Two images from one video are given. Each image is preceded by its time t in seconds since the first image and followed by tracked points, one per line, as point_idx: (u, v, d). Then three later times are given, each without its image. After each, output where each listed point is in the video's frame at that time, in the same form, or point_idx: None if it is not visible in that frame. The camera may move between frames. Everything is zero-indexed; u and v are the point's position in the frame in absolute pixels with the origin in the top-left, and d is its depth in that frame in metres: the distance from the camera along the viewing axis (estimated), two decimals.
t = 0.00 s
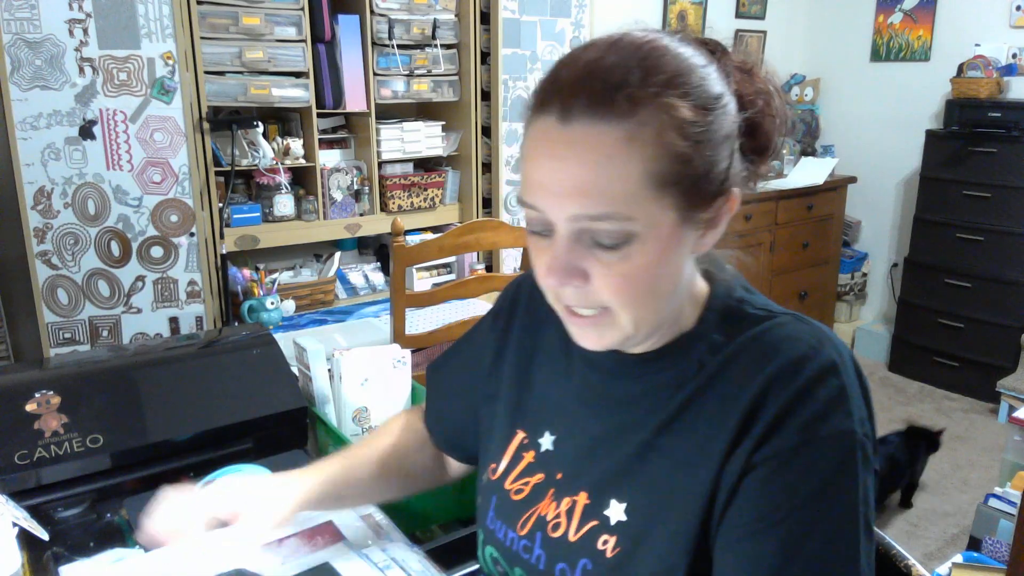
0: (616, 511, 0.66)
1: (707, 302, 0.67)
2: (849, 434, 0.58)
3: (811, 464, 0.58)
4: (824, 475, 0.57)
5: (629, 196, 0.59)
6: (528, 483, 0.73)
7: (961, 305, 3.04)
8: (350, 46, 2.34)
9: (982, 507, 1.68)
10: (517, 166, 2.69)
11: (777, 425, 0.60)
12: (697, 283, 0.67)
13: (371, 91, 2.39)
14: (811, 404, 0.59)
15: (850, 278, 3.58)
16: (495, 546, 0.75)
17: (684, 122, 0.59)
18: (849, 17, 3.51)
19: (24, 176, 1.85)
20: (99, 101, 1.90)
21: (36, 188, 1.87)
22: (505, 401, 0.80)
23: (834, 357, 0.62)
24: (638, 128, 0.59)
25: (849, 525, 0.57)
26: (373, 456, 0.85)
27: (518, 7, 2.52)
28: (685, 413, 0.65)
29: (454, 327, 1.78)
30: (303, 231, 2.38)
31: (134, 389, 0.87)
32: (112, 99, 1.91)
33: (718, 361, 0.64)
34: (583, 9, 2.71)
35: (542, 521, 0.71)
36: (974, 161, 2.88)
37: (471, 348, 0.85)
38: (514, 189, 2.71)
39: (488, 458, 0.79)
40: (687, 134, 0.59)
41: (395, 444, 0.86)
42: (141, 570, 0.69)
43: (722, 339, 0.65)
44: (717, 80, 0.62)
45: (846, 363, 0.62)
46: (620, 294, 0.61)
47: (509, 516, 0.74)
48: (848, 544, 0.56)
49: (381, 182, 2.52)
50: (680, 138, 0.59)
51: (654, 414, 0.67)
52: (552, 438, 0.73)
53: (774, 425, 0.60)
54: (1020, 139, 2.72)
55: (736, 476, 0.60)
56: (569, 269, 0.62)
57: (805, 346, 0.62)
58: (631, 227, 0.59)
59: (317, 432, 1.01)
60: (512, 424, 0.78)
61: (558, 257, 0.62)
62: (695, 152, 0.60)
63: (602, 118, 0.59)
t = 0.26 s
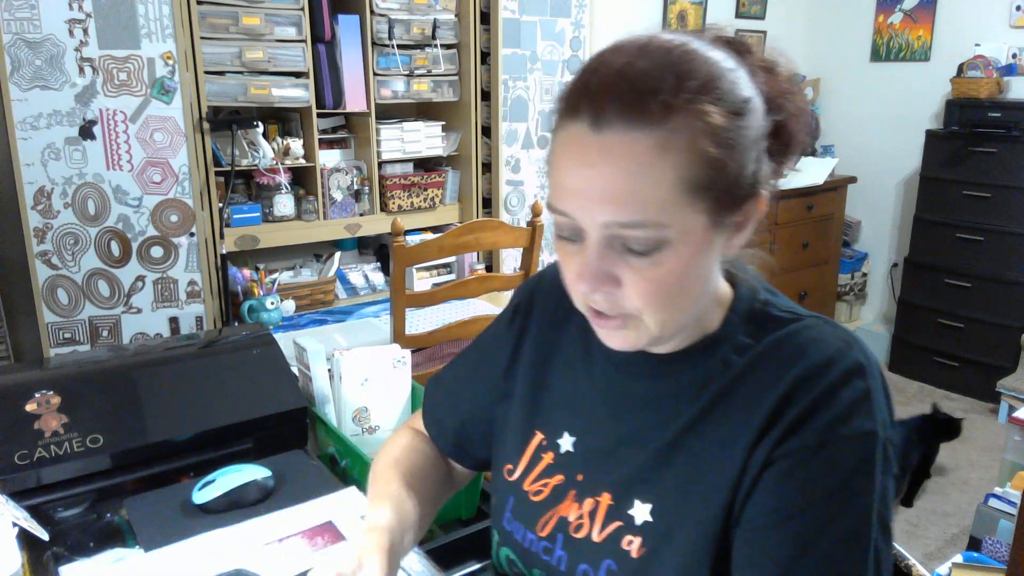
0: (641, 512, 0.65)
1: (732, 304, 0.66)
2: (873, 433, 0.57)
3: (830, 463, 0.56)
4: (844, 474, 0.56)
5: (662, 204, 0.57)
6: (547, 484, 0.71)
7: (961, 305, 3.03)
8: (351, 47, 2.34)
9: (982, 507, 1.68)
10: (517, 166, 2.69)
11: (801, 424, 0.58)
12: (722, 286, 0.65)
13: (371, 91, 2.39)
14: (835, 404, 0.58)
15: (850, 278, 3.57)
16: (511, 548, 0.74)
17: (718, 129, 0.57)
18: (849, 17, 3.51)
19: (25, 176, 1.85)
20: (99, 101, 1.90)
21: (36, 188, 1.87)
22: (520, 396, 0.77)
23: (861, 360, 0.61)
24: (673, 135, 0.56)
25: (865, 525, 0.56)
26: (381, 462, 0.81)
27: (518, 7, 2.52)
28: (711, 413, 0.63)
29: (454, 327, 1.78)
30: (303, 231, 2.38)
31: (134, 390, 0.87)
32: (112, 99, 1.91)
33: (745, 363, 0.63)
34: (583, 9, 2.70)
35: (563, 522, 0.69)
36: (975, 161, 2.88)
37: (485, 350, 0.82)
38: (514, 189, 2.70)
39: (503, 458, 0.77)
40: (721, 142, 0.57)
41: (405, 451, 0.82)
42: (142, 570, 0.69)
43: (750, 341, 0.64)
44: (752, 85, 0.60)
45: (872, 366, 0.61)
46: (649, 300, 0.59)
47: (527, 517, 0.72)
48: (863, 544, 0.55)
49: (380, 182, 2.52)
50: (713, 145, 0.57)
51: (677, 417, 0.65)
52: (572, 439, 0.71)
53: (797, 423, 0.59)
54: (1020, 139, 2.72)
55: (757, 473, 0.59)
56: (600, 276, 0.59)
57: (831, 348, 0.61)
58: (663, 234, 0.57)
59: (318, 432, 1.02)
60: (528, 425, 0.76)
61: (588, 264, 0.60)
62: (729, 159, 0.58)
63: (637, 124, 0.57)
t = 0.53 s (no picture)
0: (654, 520, 0.64)
1: (750, 311, 0.65)
2: (889, 447, 0.55)
3: (846, 475, 0.55)
4: (862, 484, 0.54)
5: (696, 222, 0.56)
6: (557, 490, 0.71)
7: (962, 305, 3.03)
8: (351, 47, 2.34)
9: (982, 507, 1.68)
10: (517, 166, 2.68)
11: (820, 433, 0.57)
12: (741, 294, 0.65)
13: (371, 91, 2.39)
14: (854, 416, 0.57)
15: (850, 278, 3.57)
16: (518, 552, 0.73)
17: (750, 144, 0.56)
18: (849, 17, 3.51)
19: (25, 176, 1.85)
20: (99, 101, 1.90)
21: (36, 188, 1.87)
22: (530, 398, 0.77)
23: (882, 372, 0.60)
24: (709, 151, 0.56)
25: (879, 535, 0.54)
26: (388, 463, 0.81)
27: (518, 7, 2.52)
28: (728, 422, 0.62)
29: (454, 328, 1.78)
30: (303, 231, 2.38)
31: (134, 389, 0.87)
32: (112, 99, 1.91)
33: (764, 372, 0.62)
34: (583, 9, 2.70)
35: (574, 528, 0.69)
36: (975, 161, 2.88)
37: (494, 354, 0.81)
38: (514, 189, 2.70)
39: (511, 462, 0.76)
40: (753, 157, 0.57)
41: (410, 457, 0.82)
42: (141, 571, 0.69)
43: (768, 351, 0.63)
44: (782, 96, 0.59)
45: (895, 380, 0.60)
46: (676, 315, 0.58)
47: (537, 524, 0.71)
48: (875, 555, 0.54)
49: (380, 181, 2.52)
50: (745, 160, 0.56)
51: (693, 426, 0.64)
52: (583, 444, 0.71)
53: (815, 434, 0.57)
54: (1020, 139, 2.72)
55: (773, 480, 0.58)
56: (627, 289, 0.58)
57: (853, 360, 0.60)
58: (696, 250, 0.56)
59: (318, 432, 1.01)
60: (538, 428, 0.75)
61: (614, 278, 0.59)
62: (760, 173, 0.57)
63: (672, 140, 0.56)
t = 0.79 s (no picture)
0: (662, 525, 0.64)
1: (760, 317, 0.64)
2: (897, 453, 0.55)
3: (851, 480, 0.55)
4: (868, 489, 0.54)
5: (723, 244, 0.54)
6: (563, 494, 0.71)
7: (962, 305, 3.03)
8: (351, 47, 2.34)
9: (982, 507, 1.68)
10: (517, 166, 2.68)
11: (829, 437, 0.57)
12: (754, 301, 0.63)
13: (371, 91, 2.39)
14: (863, 422, 0.56)
15: (850, 278, 3.57)
16: (523, 555, 0.73)
17: (777, 160, 0.54)
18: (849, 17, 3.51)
19: (24, 176, 1.85)
20: (98, 101, 1.90)
21: (36, 188, 1.87)
22: (535, 399, 0.77)
23: (892, 377, 0.59)
24: (737, 170, 0.53)
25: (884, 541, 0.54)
26: (387, 461, 0.81)
27: (518, 7, 2.52)
28: (737, 428, 0.62)
29: (454, 328, 1.78)
30: (303, 231, 2.38)
31: (133, 390, 0.87)
32: (111, 99, 1.91)
33: (774, 377, 0.62)
34: (583, 9, 2.70)
35: (581, 533, 0.68)
36: (975, 161, 2.88)
37: (497, 355, 0.81)
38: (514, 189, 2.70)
39: (515, 465, 0.76)
40: (779, 172, 0.55)
41: (405, 459, 0.82)
42: (141, 570, 0.69)
43: (779, 355, 0.63)
44: (806, 104, 0.57)
45: (906, 386, 0.59)
46: (693, 329, 0.57)
47: (544, 528, 0.71)
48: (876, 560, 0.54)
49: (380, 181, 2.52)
50: (771, 176, 0.54)
51: (702, 432, 0.64)
52: (590, 448, 0.71)
53: (823, 439, 0.57)
54: (1020, 139, 2.72)
55: (780, 484, 0.58)
56: (649, 307, 0.57)
57: (865, 365, 0.59)
58: (720, 267, 0.54)
59: (318, 432, 1.02)
60: (545, 430, 0.75)
61: (634, 296, 0.57)
62: (785, 189, 0.55)
63: (700, 158, 0.53)
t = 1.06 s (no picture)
0: (664, 529, 0.64)
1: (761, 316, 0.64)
2: (899, 455, 0.55)
3: (852, 483, 0.55)
4: (871, 491, 0.54)
5: (734, 254, 0.54)
6: (564, 497, 0.71)
7: (962, 305, 3.03)
8: (351, 47, 2.34)
9: (982, 507, 1.68)
10: (517, 165, 2.68)
11: (831, 439, 0.57)
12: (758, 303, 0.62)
13: (371, 91, 2.39)
14: (865, 425, 0.56)
15: (850, 278, 3.57)
16: (523, 559, 0.73)
17: (785, 168, 0.54)
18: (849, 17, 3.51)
19: (25, 176, 1.85)
20: (99, 101, 1.90)
21: (36, 188, 1.87)
22: (535, 400, 0.77)
23: (893, 380, 0.59)
24: (748, 179, 0.53)
25: (887, 542, 0.54)
26: (386, 461, 0.80)
27: (518, 7, 2.52)
28: (740, 431, 0.62)
29: (454, 328, 1.78)
30: (304, 231, 2.38)
31: (133, 389, 0.87)
32: (112, 99, 1.91)
33: (776, 380, 0.62)
34: (583, 9, 2.70)
35: (583, 536, 0.68)
36: (975, 161, 2.88)
37: (495, 356, 0.82)
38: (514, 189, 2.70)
39: (515, 469, 0.76)
40: (789, 181, 0.54)
41: (405, 461, 0.82)
42: (141, 570, 0.70)
43: (779, 356, 0.63)
44: (812, 111, 0.57)
45: (908, 387, 0.59)
46: (699, 337, 0.58)
47: (545, 530, 0.71)
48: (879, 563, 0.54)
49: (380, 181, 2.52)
50: (781, 185, 0.54)
51: (704, 435, 0.64)
52: (591, 451, 0.71)
53: (825, 443, 0.57)
54: (1020, 139, 2.72)
55: (782, 487, 0.58)
56: (658, 318, 0.57)
57: (866, 368, 0.59)
58: (729, 278, 0.55)
59: (318, 432, 1.02)
60: (545, 432, 0.75)
61: (643, 306, 0.57)
62: (793, 196, 0.55)
63: (712, 168, 0.53)
